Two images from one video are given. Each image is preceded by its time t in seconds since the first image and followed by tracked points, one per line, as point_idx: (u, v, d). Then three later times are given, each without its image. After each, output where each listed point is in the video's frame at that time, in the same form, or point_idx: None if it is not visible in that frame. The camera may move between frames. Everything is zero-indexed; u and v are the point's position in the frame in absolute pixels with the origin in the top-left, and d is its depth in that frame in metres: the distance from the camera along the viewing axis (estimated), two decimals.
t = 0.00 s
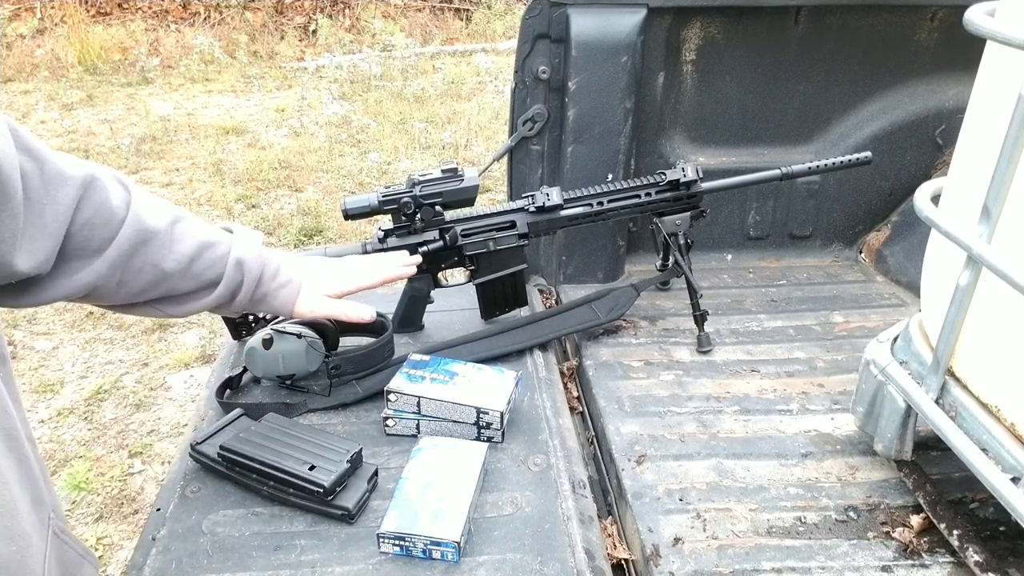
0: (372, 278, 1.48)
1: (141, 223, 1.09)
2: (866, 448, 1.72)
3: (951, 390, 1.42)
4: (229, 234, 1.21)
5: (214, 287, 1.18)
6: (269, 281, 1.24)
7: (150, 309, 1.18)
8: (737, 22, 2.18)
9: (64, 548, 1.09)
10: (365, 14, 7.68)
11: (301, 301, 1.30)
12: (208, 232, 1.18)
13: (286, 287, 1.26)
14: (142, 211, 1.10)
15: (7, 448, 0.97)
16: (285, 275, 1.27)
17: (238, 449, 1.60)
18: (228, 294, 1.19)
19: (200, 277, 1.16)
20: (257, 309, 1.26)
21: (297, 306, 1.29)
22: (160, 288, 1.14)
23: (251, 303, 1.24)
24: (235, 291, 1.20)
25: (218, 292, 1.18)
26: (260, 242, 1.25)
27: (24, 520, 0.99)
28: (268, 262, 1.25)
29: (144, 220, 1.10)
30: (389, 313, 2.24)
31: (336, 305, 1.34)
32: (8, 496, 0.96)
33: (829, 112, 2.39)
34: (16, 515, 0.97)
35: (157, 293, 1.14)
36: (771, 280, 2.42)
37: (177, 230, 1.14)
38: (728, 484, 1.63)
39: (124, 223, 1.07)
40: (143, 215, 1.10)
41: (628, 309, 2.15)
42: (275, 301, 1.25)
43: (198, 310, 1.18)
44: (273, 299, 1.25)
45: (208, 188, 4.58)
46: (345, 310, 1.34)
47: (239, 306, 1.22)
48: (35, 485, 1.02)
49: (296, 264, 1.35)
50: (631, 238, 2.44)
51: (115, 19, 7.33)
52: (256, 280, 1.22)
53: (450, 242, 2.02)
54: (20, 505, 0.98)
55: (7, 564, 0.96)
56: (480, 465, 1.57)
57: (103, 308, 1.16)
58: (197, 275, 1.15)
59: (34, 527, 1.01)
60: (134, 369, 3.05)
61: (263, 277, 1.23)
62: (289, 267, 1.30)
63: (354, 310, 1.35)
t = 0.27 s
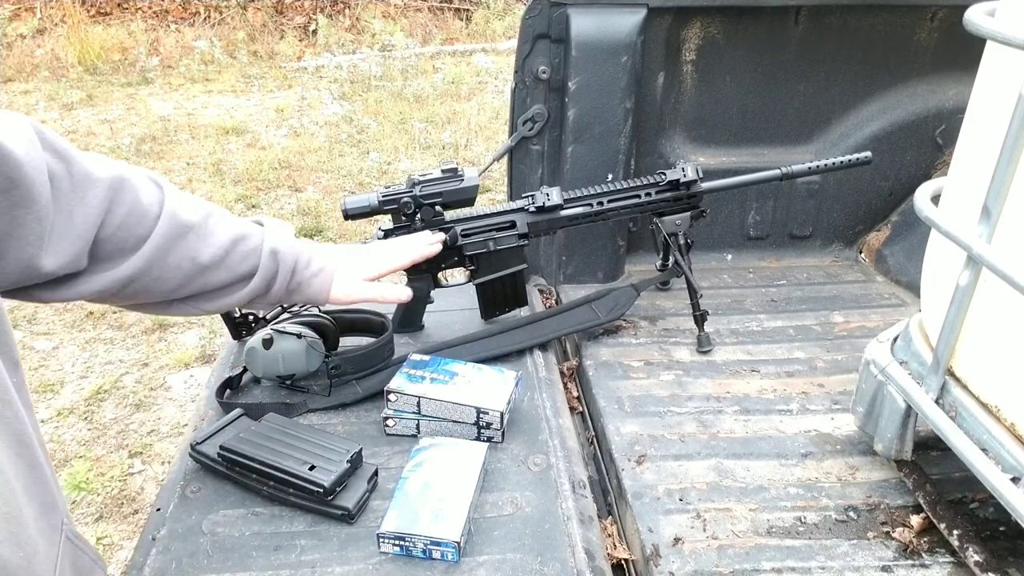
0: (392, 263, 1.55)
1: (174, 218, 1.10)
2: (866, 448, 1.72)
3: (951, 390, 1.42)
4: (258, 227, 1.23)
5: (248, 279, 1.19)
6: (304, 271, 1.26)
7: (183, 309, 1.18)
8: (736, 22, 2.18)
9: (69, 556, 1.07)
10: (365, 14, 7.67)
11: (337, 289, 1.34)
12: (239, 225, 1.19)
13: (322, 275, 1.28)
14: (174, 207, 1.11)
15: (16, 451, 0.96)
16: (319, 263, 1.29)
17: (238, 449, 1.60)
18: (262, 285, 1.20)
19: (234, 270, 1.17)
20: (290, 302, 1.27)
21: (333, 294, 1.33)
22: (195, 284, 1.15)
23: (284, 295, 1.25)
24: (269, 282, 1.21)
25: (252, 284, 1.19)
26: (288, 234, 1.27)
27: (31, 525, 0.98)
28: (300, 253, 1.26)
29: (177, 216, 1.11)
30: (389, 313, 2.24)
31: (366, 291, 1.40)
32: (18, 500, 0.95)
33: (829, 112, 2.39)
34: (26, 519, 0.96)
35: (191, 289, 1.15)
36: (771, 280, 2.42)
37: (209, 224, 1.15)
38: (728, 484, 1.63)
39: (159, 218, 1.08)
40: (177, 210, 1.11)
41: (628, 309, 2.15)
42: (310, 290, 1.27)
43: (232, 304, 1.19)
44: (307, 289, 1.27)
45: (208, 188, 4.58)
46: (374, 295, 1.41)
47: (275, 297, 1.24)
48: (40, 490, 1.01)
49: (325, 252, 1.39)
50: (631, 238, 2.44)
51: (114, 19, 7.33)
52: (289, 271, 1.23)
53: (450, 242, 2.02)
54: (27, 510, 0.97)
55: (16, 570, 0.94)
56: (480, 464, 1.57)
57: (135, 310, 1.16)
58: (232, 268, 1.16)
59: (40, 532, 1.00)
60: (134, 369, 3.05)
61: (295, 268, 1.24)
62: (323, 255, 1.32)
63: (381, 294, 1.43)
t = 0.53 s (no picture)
0: (389, 267, 1.48)
1: (154, 219, 1.11)
2: (866, 448, 1.72)
3: (951, 390, 1.42)
4: (233, 230, 1.24)
5: (226, 280, 1.20)
6: (281, 273, 1.27)
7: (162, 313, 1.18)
8: (737, 22, 2.18)
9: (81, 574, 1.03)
10: (366, 14, 7.66)
11: (314, 293, 1.32)
12: (216, 227, 1.20)
13: (298, 278, 1.30)
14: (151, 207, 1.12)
15: (33, 463, 0.92)
16: (295, 267, 1.30)
17: (238, 449, 1.60)
18: (240, 288, 1.21)
19: (212, 272, 1.18)
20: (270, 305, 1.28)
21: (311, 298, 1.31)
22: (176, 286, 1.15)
23: (262, 297, 1.26)
24: (247, 285, 1.22)
25: (230, 287, 1.20)
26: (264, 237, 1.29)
27: (42, 539, 0.94)
28: (277, 256, 1.28)
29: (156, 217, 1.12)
30: (389, 313, 2.24)
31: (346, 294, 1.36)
32: (27, 514, 0.92)
33: (829, 112, 2.39)
34: (35, 533, 0.93)
35: (171, 291, 1.15)
36: (771, 280, 2.42)
37: (185, 224, 1.16)
38: (728, 484, 1.63)
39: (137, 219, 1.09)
40: (154, 210, 1.12)
41: (628, 309, 2.15)
42: (288, 292, 1.28)
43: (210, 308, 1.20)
44: (285, 292, 1.28)
45: (208, 187, 4.58)
46: (354, 297, 1.35)
47: (252, 300, 1.24)
48: (58, 503, 0.98)
49: (304, 256, 1.37)
50: (631, 238, 2.44)
51: (114, 20, 7.33)
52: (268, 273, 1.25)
53: (450, 242, 2.02)
54: (38, 523, 0.94)
55: None
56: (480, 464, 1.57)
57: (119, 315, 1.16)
58: (210, 269, 1.17)
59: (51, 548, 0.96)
60: (134, 369, 3.05)
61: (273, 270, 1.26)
62: (298, 259, 1.33)
63: (362, 298, 1.36)
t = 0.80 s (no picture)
0: (467, 250, 1.38)
1: (250, 190, 0.98)
2: (866, 448, 1.72)
3: (951, 390, 1.42)
4: (326, 201, 1.10)
5: (319, 256, 1.06)
6: (371, 249, 1.13)
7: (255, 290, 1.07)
8: (737, 22, 2.18)
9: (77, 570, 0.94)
10: (366, 14, 7.66)
11: (404, 269, 1.17)
12: (307, 198, 1.06)
13: (387, 254, 1.15)
14: (250, 179, 1.00)
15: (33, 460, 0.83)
16: (385, 241, 1.15)
17: (238, 449, 1.61)
18: (332, 263, 1.08)
19: (310, 247, 1.05)
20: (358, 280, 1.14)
21: (398, 275, 1.17)
22: (280, 262, 1.04)
23: (351, 273, 1.12)
24: (335, 262, 1.08)
25: (319, 263, 1.06)
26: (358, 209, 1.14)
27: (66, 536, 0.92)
28: (368, 228, 1.13)
29: (250, 187, 0.99)
30: (389, 313, 2.24)
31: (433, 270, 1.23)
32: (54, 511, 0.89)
33: (829, 112, 2.39)
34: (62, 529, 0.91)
35: (271, 265, 1.03)
36: (771, 280, 2.41)
37: (280, 196, 1.02)
38: (728, 484, 1.63)
39: (234, 190, 0.96)
40: (248, 180, 0.99)
41: (628, 309, 2.15)
42: (378, 268, 1.13)
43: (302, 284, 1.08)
44: (375, 267, 1.14)
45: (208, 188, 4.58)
46: (447, 276, 1.24)
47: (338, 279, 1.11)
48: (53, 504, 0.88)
49: (401, 236, 1.24)
50: (631, 237, 2.44)
51: (114, 19, 7.33)
52: (358, 248, 1.10)
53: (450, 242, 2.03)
54: (39, 523, 0.84)
55: None
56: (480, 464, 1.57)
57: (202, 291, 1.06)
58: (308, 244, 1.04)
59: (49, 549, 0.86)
60: (134, 369, 3.05)
61: (363, 244, 1.11)
62: (387, 235, 1.18)
63: (453, 274, 1.26)
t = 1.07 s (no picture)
0: (428, 257, 1.42)
1: (173, 202, 1.11)
2: (869, 449, 1.71)
3: (954, 391, 1.40)
4: (262, 215, 1.20)
5: (245, 269, 1.17)
6: (304, 261, 1.21)
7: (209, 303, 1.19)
8: (737, 21, 2.17)
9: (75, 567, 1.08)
10: (365, 12, 7.62)
11: (337, 281, 1.26)
12: (243, 211, 1.18)
13: (322, 266, 1.22)
14: (187, 195, 1.14)
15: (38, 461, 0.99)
16: (322, 253, 1.23)
17: (237, 449, 1.59)
18: (260, 276, 1.17)
19: (236, 259, 1.16)
20: (297, 296, 1.22)
21: (333, 289, 1.26)
22: (215, 274, 1.16)
23: (286, 285, 1.20)
24: (264, 274, 1.17)
25: (249, 278, 1.16)
26: (293, 223, 1.23)
27: (47, 535, 1.01)
28: (302, 240, 1.22)
29: (188, 201, 1.14)
30: (388, 312, 2.22)
31: (369, 280, 1.32)
32: (36, 510, 0.98)
33: (831, 111, 2.38)
34: (42, 529, 0.99)
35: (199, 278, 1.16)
36: (772, 280, 2.40)
37: (211, 209, 1.15)
38: (729, 485, 1.62)
39: (154, 201, 1.10)
40: (178, 194, 1.13)
41: (628, 309, 2.14)
42: (311, 281, 1.21)
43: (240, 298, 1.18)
44: (307, 282, 1.21)
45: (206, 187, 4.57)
46: (381, 284, 1.33)
47: (274, 292, 1.20)
48: (60, 502, 1.04)
49: (342, 248, 1.33)
50: (632, 237, 2.43)
51: (112, 18, 7.30)
52: (291, 261, 1.19)
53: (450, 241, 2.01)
54: (42, 518, 1.00)
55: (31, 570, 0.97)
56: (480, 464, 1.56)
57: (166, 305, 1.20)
58: (230, 256, 1.15)
59: (58, 537, 1.03)
60: (132, 369, 3.04)
61: (297, 257, 1.20)
62: (326, 247, 1.27)
63: (388, 282, 1.34)
